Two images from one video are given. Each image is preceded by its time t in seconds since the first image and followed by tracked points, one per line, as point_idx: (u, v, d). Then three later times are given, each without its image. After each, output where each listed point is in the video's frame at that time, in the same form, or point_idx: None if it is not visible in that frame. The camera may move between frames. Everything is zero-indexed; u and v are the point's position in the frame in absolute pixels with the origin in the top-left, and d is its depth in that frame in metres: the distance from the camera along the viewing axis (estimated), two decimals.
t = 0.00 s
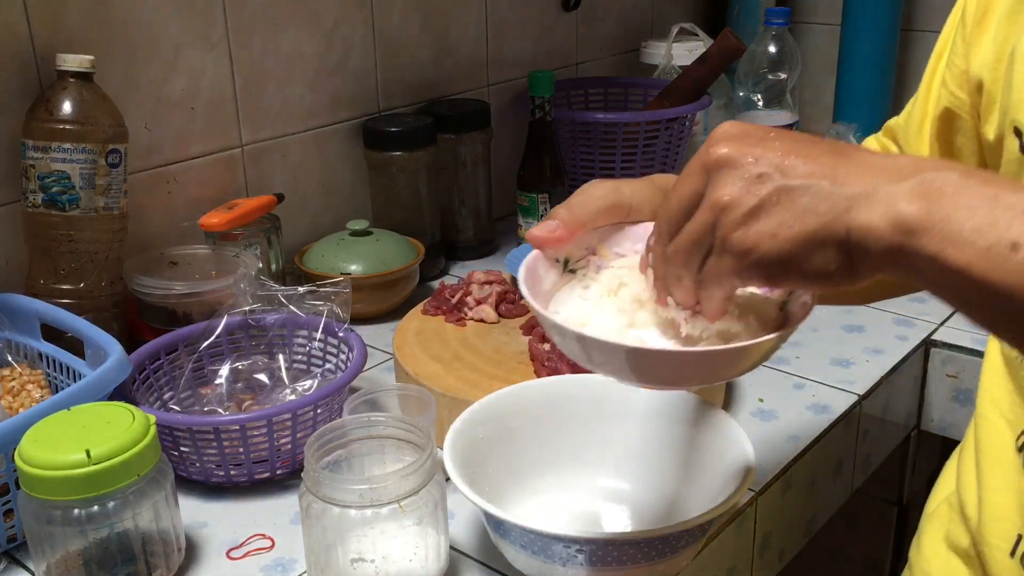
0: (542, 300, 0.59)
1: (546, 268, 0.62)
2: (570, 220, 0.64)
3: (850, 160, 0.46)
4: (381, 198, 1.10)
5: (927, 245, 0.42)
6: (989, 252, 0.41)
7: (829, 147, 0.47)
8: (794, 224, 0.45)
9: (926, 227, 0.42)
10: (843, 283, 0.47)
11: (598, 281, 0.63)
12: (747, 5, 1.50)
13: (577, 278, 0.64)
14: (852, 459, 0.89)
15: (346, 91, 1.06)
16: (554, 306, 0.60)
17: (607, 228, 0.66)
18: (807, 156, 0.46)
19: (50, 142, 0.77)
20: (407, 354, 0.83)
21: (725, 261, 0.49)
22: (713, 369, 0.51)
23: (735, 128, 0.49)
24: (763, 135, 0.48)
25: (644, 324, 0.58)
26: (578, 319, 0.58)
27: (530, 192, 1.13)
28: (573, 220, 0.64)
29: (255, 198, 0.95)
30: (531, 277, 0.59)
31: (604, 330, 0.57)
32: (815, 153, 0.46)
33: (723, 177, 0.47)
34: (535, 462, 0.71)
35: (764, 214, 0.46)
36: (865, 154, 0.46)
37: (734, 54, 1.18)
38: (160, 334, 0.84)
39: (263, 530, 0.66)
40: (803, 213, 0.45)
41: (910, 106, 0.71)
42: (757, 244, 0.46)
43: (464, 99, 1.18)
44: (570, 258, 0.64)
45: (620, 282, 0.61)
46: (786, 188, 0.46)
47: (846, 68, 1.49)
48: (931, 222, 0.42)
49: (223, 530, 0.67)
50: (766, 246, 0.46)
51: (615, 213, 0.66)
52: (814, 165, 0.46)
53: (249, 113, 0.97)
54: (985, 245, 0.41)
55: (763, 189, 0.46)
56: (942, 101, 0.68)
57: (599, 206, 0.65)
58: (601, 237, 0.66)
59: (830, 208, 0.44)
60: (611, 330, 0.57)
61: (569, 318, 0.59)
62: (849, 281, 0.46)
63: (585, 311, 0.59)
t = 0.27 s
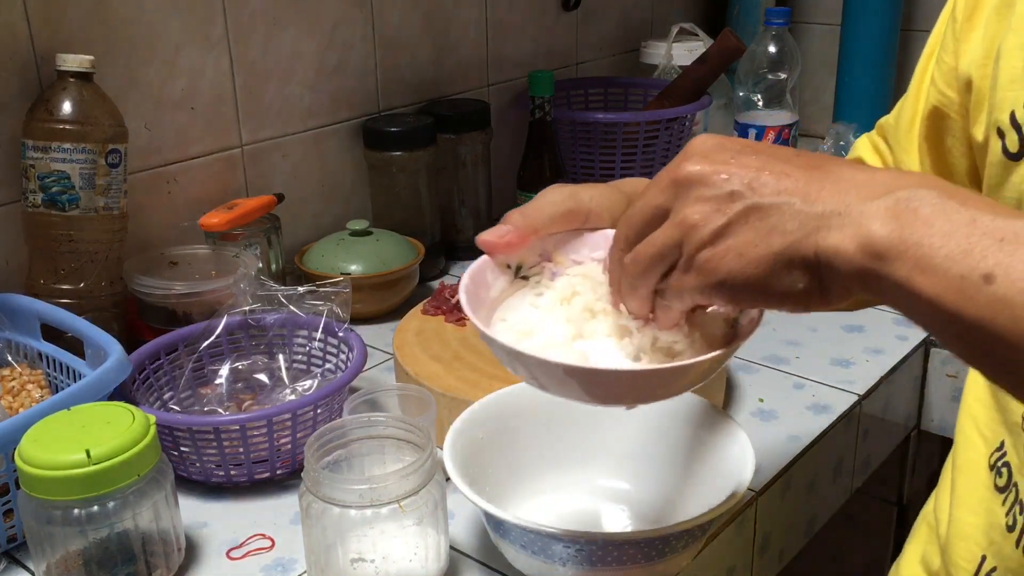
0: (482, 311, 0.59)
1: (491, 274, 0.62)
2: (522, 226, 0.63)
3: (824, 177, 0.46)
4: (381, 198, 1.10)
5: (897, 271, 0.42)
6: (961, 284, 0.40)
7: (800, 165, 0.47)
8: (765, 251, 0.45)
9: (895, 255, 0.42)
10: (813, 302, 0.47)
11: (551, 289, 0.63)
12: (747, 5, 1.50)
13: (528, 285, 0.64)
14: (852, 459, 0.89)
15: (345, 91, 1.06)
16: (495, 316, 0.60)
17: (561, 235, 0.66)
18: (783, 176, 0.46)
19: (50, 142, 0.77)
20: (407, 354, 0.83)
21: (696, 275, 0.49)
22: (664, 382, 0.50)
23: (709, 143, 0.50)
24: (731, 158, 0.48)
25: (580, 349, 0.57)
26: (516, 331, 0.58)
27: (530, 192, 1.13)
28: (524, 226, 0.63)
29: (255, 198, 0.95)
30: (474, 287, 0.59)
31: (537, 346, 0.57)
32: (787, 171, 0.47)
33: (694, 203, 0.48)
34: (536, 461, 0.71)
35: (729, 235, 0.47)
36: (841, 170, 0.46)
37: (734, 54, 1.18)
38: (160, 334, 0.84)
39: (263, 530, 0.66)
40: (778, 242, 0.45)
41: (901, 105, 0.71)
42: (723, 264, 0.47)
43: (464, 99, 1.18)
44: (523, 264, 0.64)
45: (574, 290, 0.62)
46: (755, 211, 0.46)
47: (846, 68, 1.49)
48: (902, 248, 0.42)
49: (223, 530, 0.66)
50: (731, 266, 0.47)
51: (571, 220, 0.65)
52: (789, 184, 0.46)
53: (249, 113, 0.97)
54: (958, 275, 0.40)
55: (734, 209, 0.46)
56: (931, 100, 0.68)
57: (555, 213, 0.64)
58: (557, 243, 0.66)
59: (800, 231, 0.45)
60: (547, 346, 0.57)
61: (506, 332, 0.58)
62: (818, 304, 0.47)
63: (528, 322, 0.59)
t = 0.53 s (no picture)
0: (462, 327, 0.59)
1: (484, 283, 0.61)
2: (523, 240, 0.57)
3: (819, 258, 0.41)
4: (381, 198, 1.10)
5: (893, 375, 0.39)
6: (965, 401, 0.37)
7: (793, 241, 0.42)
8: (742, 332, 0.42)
9: (896, 356, 0.38)
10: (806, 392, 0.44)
11: (550, 307, 0.63)
12: (747, 5, 1.50)
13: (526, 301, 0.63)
14: (852, 459, 0.89)
15: (345, 91, 1.06)
16: (479, 333, 0.61)
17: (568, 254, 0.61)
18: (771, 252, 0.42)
19: (50, 142, 0.77)
20: (407, 354, 0.83)
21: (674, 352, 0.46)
22: (638, 436, 0.48)
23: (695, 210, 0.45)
24: (712, 233, 0.44)
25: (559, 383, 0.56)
26: (489, 360, 0.58)
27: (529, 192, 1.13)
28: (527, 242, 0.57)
29: (255, 198, 0.95)
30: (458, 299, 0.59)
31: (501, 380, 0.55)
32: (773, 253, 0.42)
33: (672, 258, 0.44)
34: (535, 462, 0.71)
35: (706, 324, 0.44)
36: (835, 243, 0.42)
37: (734, 54, 1.18)
38: (160, 334, 0.84)
39: (263, 530, 0.66)
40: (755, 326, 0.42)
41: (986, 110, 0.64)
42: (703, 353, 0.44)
43: (464, 98, 1.18)
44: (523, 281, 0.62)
45: (572, 312, 0.61)
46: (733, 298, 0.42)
47: (846, 68, 1.49)
48: (899, 350, 0.38)
49: (223, 529, 0.67)
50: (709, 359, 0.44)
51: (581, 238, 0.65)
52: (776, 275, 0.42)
53: (249, 113, 0.97)
54: (962, 390, 0.37)
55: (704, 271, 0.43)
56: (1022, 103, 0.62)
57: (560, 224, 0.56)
58: (563, 261, 0.63)
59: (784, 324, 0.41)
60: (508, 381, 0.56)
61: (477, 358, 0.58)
62: (810, 391, 0.44)
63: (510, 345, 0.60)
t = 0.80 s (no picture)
0: (477, 391, 0.69)
1: (512, 344, 0.73)
2: (565, 295, 0.66)
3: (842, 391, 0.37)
4: (381, 199, 1.10)
5: (903, 548, 0.33)
6: None
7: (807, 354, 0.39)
8: (732, 422, 0.40)
9: (907, 524, 0.33)
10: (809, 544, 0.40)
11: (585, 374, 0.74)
12: (747, 5, 1.50)
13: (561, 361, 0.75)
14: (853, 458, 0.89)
15: (345, 91, 1.06)
16: (501, 394, 0.71)
17: (615, 310, 0.67)
18: (780, 355, 0.39)
19: (50, 142, 0.77)
20: (407, 354, 0.83)
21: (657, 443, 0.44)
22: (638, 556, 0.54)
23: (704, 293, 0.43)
24: (721, 330, 0.41)
25: (544, 472, 0.62)
26: (493, 431, 0.67)
27: (529, 192, 1.13)
28: (565, 299, 0.66)
29: (255, 198, 0.95)
30: (477, 359, 0.70)
31: (487, 464, 0.63)
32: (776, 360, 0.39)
33: (671, 322, 0.43)
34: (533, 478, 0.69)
35: (698, 436, 0.41)
36: (862, 373, 0.37)
37: (734, 54, 1.18)
38: (160, 334, 0.84)
39: (263, 530, 0.66)
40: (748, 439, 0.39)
41: None
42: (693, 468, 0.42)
43: (464, 99, 1.18)
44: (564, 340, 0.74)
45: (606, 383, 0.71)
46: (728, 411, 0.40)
47: (846, 68, 1.49)
48: (911, 517, 0.33)
49: (223, 529, 0.66)
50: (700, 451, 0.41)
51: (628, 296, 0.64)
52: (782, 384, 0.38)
53: (249, 113, 0.97)
54: None
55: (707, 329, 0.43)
56: None
57: (608, 285, 0.65)
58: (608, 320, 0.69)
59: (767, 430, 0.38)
60: (496, 470, 0.63)
61: (478, 429, 0.67)
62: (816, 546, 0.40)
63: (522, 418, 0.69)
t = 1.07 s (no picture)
0: (534, 428, 0.61)
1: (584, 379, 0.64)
2: (645, 327, 0.61)
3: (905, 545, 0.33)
4: (381, 199, 1.10)
5: None
6: None
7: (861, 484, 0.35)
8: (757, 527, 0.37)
9: None
10: None
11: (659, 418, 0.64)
12: (747, 4, 1.50)
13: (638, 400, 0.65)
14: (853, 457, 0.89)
15: (345, 91, 1.06)
16: (566, 433, 0.63)
17: (702, 349, 0.62)
18: (824, 470, 0.36)
19: (50, 141, 0.77)
20: (407, 354, 0.83)
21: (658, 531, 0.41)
22: None
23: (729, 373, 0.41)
24: (755, 436, 0.38)
25: (585, 537, 0.53)
26: (547, 475, 0.59)
27: (529, 192, 1.13)
28: (645, 334, 0.61)
29: (255, 198, 0.95)
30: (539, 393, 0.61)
31: (528, 515, 0.55)
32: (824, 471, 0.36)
33: (699, 424, 0.40)
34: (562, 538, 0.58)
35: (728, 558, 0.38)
36: (915, 491, 0.34)
37: (733, 54, 1.17)
38: (160, 334, 0.84)
39: (263, 530, 0.66)
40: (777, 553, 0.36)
41: None
42: None
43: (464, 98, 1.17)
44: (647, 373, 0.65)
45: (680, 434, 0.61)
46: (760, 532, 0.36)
47: (846, 68, 1.49)
48: None
49: (223, 529, 0.67)
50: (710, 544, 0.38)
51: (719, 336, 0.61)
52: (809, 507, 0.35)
53: (249, 113, 0.97)
54: None
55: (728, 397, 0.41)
56: None
57: (698, 321, 0.61)
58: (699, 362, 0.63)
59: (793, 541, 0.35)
60: (538, 523, 0.55)
61: (530, 469, 0.59)
62: None
63: (585, 463, 0.60)
